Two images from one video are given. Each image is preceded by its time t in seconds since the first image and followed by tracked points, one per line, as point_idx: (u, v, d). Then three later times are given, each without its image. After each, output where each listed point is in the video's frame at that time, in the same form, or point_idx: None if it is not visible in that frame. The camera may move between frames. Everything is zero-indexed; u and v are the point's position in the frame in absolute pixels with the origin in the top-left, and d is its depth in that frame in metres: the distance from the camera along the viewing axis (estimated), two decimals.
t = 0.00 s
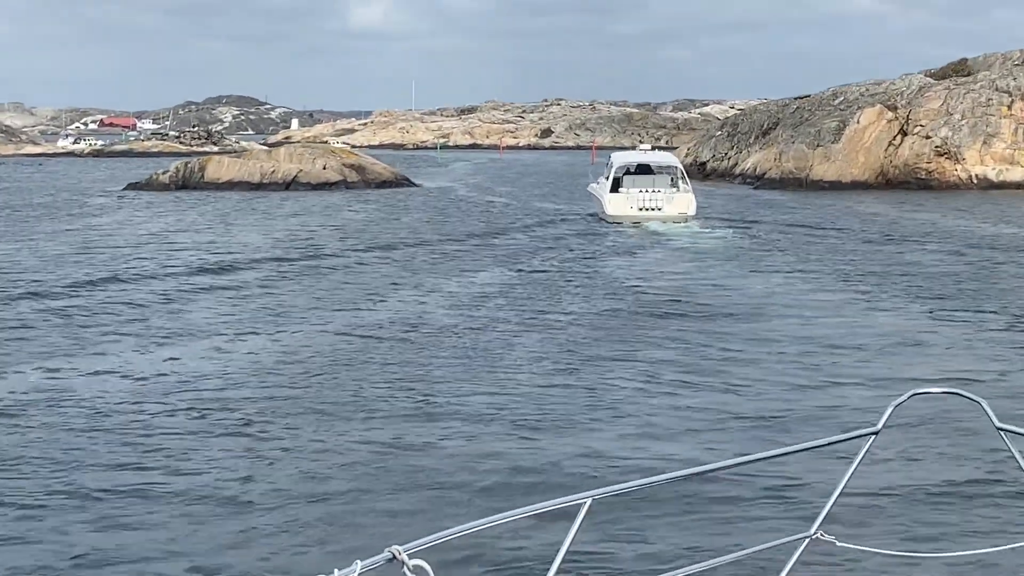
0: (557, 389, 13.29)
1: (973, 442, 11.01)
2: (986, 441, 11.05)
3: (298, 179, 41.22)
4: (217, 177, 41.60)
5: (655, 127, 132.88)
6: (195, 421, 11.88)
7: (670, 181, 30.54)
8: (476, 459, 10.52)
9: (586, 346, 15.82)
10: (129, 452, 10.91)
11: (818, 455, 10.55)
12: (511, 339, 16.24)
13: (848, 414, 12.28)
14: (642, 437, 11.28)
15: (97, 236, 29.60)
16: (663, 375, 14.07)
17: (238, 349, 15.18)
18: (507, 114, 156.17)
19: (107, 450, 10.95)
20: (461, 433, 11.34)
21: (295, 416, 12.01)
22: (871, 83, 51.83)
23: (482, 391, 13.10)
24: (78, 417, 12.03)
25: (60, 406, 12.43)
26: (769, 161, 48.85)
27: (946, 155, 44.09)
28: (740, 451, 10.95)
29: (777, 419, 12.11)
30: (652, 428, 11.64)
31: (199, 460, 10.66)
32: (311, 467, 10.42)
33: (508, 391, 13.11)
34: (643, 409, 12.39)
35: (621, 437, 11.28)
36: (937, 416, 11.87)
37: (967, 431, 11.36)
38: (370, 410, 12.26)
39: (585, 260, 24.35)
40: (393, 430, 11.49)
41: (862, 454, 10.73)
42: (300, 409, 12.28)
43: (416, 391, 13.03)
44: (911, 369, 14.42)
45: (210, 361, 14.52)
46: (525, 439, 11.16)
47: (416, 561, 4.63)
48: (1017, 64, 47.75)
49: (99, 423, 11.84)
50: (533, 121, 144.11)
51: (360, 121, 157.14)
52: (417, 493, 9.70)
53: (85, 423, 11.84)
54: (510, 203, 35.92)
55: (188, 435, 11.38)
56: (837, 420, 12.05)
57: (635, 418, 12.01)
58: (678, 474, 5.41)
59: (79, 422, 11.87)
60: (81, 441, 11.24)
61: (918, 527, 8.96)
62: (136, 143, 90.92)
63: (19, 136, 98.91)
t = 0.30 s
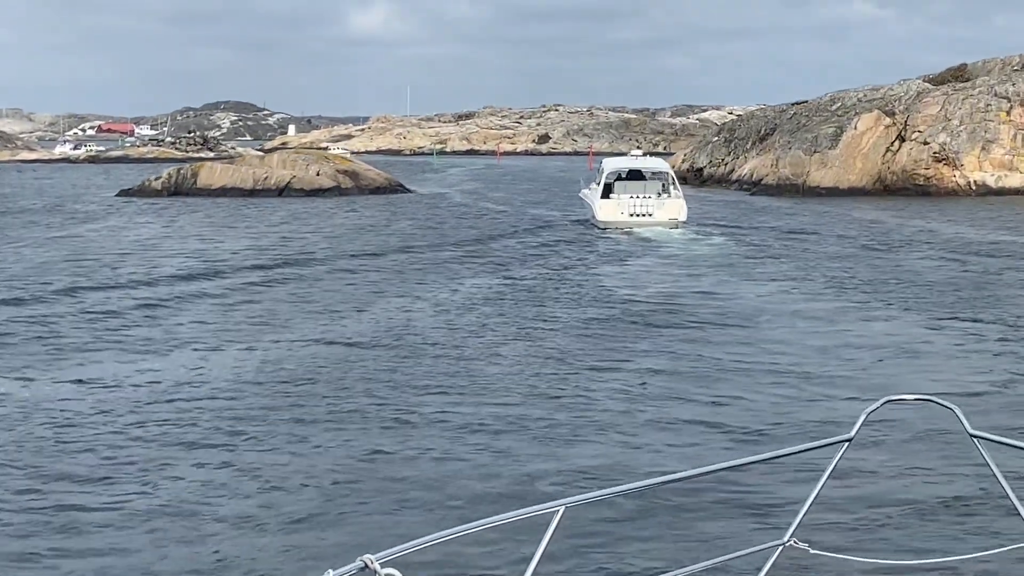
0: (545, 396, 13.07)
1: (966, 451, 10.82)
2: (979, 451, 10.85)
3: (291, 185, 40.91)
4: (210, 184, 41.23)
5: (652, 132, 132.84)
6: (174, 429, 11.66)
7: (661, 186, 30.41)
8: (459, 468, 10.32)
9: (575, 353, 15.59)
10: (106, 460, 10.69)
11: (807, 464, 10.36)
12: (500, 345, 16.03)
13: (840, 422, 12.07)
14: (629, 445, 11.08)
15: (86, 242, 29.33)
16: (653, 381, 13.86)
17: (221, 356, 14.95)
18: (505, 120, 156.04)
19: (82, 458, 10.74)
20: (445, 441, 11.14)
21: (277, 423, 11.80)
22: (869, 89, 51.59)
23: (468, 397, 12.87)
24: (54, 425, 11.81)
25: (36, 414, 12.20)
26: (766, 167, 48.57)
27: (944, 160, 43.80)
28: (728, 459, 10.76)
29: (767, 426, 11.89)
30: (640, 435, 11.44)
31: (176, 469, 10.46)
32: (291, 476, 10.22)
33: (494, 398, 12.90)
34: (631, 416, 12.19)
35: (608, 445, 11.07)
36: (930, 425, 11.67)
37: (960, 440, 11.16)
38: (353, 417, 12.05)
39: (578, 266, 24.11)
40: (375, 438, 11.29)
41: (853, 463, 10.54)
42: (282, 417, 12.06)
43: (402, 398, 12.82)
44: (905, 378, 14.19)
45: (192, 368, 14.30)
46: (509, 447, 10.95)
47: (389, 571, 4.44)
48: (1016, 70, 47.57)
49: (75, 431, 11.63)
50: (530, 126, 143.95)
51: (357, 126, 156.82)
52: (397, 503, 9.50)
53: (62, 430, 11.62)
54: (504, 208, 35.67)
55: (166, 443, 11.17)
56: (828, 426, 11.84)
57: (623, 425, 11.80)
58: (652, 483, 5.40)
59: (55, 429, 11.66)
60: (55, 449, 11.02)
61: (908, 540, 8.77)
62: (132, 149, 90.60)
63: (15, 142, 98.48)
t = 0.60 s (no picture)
0: (537, 404, 12.86)
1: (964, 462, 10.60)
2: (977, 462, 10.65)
3: (291, 192, 40.71)
4: (209, 190, 41.09)
5: (656, 138, 132.64)
6: (157, 437, 11.49)
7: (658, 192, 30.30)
8: (445, 479, 10.15)
9: (569, 360, 15.38)
10: (86, 468, 10.53)
11: (800, 473, 10.19)
12: (496, 352, 15.88)
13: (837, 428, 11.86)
14: (620, 454, 10.87)
15: (82, 249, 29.20)
16: (648, 389, 13.66)
17: (210, 364, 14.77)
18: (509, 126, 155.90)
19: (61, 467, 10.57)
20: (434, 452, 10.94)
21: (264, 432, 11.61)
22: (872, 93, 51.32)
23: (458, 406, 12.68)
24: (36, 432, 11.64)
25: (17, 421, 12.03)
26: (768, 172, 48.30)
27: (948, 165, 43.62)
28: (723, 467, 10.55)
29: (763, 435, 11.67)
30: (632, 444, 11.24)
31: (157, 477, 10.30)
32: (275, 485, 10.06)
33: (486, 407, 12.68)
34: (622, 425, 11.96)
35: (599, 454, 10.87)
36: (929, 435, 11.46)
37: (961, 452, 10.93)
38: (341, 426, 11.86)
39: (575, 272, 23.91)
40: (364, 446, 11.14)
41: (848, 474, 10.33)
42: (268, 425, 11.87)
43: (391, 407, 12.62)
44: (904, 386, 13.99)
45: (179, 375, 14.13)
46: (498, 457, 10.75)
47: None
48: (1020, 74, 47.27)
49: (57, 438, 11.45)
50: (534, 132, 143.83)
51: (360, 132, 156.77)
52: (381, 515, 9.32)
53: (42, 438, 11.45)
54: (504, 214, 35.51)
55: (152, 450, 11.04)
56: (823, 434, 11.68)
57: (615, 434, 11.59)
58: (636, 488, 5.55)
59: (35, 437, 11.48)
60: (34, 457, 10.85)
61: (902, 553, 8.55)
62: (134, 155, 90.51)
63: (17, 148, 98.42)
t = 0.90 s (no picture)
0: (531, 413, 12.72)
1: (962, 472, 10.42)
2: (977, 472, 10.46)
3: (295, 199, 40.57)
4: (213, 198, 41.00)
5: (663, 143, 132.45)
6: (143, 446, 11.37)
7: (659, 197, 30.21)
8: (434, 489, 10.02)
9: (565, 368, 15.22)
10: (70, 478, 10.41)
11: (794, 483, 10.07)
12: (494, 360, 15.71)
13: (834, 435, 11.69)
14: (613, 463, 10.76)
15: (82, 256, 29.13)
16: (643, 397, 13.50)
17: (202, 372, 14.65)
18: (516, 132, 155.78)
19: (44, 476, 10.45)
20: (424, 462, 10.80)
21: (253, 441, 11.49)
22: (880, 98, 51.04)
23: (451, 415, 12.54)
24: (21, 441, 11.53)
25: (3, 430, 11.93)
26: (775, 178, 48.01)
27: (956, 170, 43.22)
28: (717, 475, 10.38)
29: (758, 443, 11.53)
30: (624, 453, 11.09)
31: (141, 487, 10.18)
32: (261, 495, 9.93)
33: (479, 416, 12.53)
34: (616, 434, 11.82)
35: (590, 463, 10.73)
36: (928, 444, 11.28)
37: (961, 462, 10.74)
38: (331, 435, 11.72)
39: (576, 279, 23.75)
40: (355, 454, 11.04)
41: (843, 484, 10.16)
42: (258, 434, 11.74)
43: (383, 415, 12.49)
44: (904, 394, 13.81)
45: (170, 384, 14.01)
46: (488, 467, 10.61)
47: None
48: None
49: (42, 447, 11.34)
50: (541, 138, 143.73)
51: (368, 138, 156.83)
52: (367, 525, 9.18)
53: (26, 447, 11.33)
54: (508, 220, 35.36)
55: (142, 458, 10.96)
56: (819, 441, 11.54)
57: (607, 444, 11.44)
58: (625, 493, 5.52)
59: (20, 446, 11.37)
60: (17, 466, 10.74)
61: (895, 562, 8.40)
62: (141, 162, 90.61)
63: (25, 156, 98.59)
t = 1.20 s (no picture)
0: (529, 421, 12.67)
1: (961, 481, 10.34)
2: (976, 481, 10.38)
3: (303, 207, 40.55)
4: (221, 205, 41.01)
5: (675, 150, 132.25)
6: (139, 455, 11.38)
7: (666, 205, 30.13)
8: (429, 499, 10.01)
9: (566, 377, 15.15)
10: (66, 486, 10.43)
11: (788, 493, 10.07)
12: (495, 369, 15.67)
13: (833, 442, 11.61)
14: (608, 471, 10.77)
15: (89, 266, 29.21)
16: (643, 406, 13.44)
17: (201, 381, 14.65)
18: (528, 139, 155.78)
19: (39, 485, 10.46)
20: (420, 471, 10.78)
21: (249, 450, 11.49)
22: (891, 105, 50.81)
23: (449, 424, 12.51)
24: (19, 449, 11.56)
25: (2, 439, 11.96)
26: (785, 185, 47.76)
27: (967, 177, 43.13)
28: (713, 484, 10.34)
29: (754, 451, 11.52)
30: (620, 462, 11.06)
31: (135, 495, 10.18)
32: (256, 504, 9.94)
33: (477, 425, 12.50)
34: (613, 443, 11.77)
35: (587, 472, 10.73)
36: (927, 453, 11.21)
37: (960, 471, 10.66)
38: (328, 444, 11.71)
39: (581, 287, 23.66)
40: (352, 463, 11.07)
41: (840, 493, 10.10)
42: (254, 443, 11.74)
43: (381, 424, 12.46)
44: (906, 402, 13.74)
45: (169, 392, 14.01)
46: (484, 477, 10.59)
47: None
48: None
49: (38, 456, 11.35)
50: (553, 145, 143.66)
51: (380, 146, 156.98)
52: (362, 534, 9.18)
53: (25, 455, 11.38)
54: (515, 228, 35.29)
55: (140, 466, 11.00)
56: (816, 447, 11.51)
57: (605, 453, 11.40)
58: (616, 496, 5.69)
59: (16, 454, 11.38)
60: (12, 475, 10.75)
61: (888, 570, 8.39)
62: (152, 170, 90.88)
63: (38, 164, 98.99)
